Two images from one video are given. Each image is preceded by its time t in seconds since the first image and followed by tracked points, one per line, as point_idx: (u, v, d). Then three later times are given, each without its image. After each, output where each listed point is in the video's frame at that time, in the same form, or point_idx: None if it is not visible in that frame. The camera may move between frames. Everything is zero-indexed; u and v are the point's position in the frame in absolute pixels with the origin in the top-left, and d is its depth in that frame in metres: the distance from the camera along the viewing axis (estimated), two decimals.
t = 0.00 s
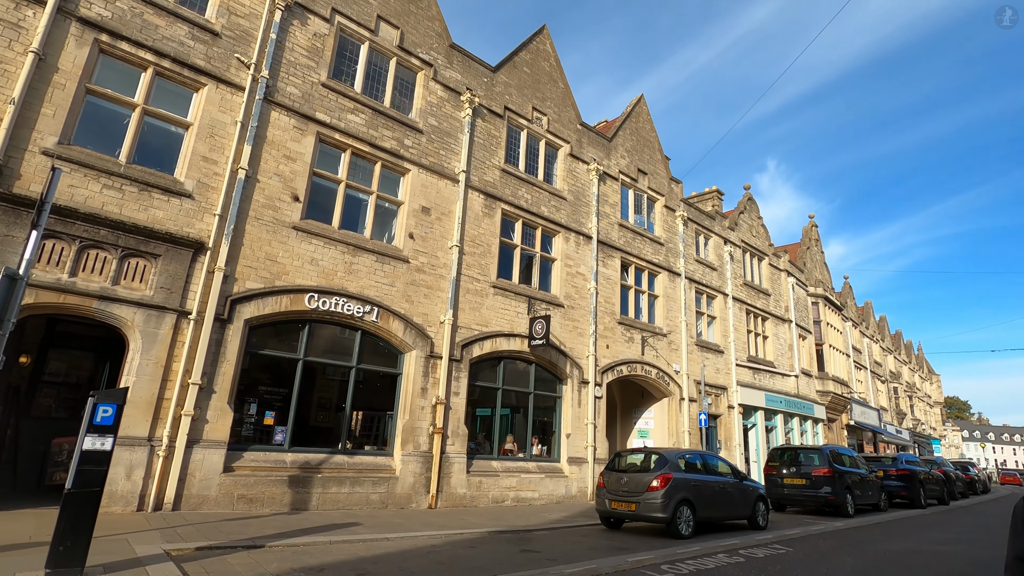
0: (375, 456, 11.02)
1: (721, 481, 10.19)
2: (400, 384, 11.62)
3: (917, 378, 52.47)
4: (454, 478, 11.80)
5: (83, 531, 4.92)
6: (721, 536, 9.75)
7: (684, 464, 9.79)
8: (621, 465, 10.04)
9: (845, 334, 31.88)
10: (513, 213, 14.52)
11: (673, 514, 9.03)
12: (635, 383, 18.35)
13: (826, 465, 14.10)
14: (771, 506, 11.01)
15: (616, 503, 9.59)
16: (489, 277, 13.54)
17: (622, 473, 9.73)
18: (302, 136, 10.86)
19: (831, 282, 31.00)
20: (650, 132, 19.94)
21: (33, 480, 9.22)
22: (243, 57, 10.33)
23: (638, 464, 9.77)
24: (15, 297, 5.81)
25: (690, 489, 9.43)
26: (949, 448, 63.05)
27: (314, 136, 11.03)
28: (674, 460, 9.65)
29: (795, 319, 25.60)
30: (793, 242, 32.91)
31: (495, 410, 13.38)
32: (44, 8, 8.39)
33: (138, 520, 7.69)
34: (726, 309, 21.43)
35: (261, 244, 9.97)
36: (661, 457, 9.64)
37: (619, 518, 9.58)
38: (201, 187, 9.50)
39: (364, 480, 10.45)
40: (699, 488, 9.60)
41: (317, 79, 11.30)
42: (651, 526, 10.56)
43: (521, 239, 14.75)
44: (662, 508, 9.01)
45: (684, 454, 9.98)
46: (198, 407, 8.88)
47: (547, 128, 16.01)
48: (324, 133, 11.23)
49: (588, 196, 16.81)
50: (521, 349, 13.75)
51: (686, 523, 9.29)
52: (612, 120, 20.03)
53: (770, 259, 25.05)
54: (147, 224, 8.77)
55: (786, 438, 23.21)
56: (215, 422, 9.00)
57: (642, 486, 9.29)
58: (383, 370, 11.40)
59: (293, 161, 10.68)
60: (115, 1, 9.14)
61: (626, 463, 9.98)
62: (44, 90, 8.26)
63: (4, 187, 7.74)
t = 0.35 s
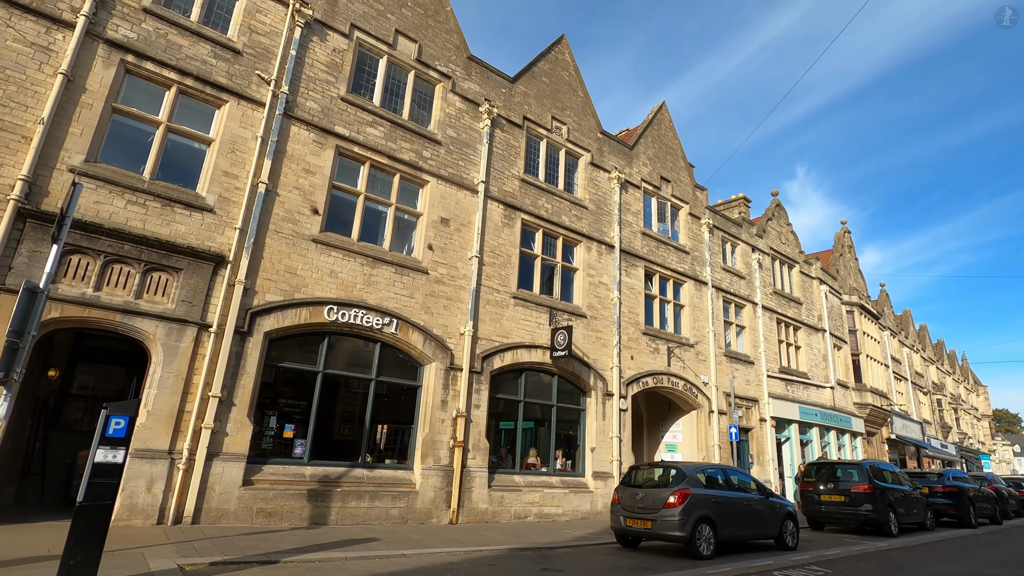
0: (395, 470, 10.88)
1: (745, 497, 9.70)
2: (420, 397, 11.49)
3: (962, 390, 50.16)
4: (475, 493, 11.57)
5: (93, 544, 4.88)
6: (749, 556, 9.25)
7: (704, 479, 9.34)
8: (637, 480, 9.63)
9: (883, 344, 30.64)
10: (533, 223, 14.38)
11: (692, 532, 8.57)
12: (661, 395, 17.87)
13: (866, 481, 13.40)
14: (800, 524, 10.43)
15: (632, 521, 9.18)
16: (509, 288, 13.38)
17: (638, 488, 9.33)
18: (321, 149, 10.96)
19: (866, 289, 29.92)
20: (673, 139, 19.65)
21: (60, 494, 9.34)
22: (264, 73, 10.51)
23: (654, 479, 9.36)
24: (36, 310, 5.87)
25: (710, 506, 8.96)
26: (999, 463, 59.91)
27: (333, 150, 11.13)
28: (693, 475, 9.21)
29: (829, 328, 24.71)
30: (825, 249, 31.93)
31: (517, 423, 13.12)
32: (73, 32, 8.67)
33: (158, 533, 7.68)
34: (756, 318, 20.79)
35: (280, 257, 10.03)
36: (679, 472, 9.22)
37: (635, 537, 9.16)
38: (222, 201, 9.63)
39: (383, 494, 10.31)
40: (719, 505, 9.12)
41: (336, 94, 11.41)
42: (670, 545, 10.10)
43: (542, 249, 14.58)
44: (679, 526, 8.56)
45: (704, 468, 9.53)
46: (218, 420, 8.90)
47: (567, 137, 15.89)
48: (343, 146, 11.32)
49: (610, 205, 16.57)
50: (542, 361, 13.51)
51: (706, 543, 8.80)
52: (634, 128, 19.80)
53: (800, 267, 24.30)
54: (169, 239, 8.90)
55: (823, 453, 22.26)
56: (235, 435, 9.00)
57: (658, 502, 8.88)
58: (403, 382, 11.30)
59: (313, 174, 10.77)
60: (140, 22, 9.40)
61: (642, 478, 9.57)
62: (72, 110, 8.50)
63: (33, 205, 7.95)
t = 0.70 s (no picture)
0: (402, 485, 10.67)
1: (754, 513, 9.30)
2: (428, 409, 11.30)
3: (989, 400, 48.70)
4: (484, 508, 11.30)
5: (82, 564, 4.74)
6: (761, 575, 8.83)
7: (710, 493, 8.98)
8: (640, 494, 9.29)
9: (905, 353, 29.84)
10: (542, 232, 14.21)
11: (697, 550, 8.19)
12: (676, 406, 17.47)
13: (892, 496, 12.85)
14: (814, 541, 10.01)
15: (634, 537, 8.81)
16: (518, 298, 13.20)
17: (640, 503, 8.98)
18: (327, 161, 10.93)
19: (885, 296, 29.23)
20: (683, 147, 19.43)
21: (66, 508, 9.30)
22: (270, 86, 10.54)
23: (658, 493, 9.01)
24: (34, 323, 5.81)
25: (717, 522, 8.58)
26: None
27: (339, 161, 11.10)
28: (699, 489, 8.86)
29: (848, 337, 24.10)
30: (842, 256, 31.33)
31: (527, 436, 12.83)
32: (81, 48, 8.75)
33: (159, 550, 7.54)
34: (772, 327, 20.33)
35: (285, 269, 9.96)
36: (684, 485, 8.87)
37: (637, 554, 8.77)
38: (227, 214, 9.61)
39: (390, 509, 10.09)
40: (727, 521, 8.74)
41: (342, 105, 11.41)
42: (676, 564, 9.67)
43: (551, 258, 14.39)
44: (683, 543, 8.19)
45: (711, 482, 9.18)
46: (222, 434, 8.78)
47: (575, 145, 15.75)
48: (349, 157, 11.29)
49: (620, 213, 16.35)
50: (553, 372, 13.26)
51: (713, 561, 8.40)
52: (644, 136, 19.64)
53: (817, 274, 23.80)
54: (174, 252, 8.87)
55: (845, 465, 21.59)
56: (239, 449, 8.87)
57: (661, 518, 8.52)
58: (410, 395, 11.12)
59: (318, 185, 10.73)
60: (147, 38, 9.48)
61: (646, 493, 9.22)
62: (79, 125, 8.55)
63: (39, 219, 7.96)
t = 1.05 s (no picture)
0: (401, 494, 10.50)
1: (750, 522, 9.04)
2: (427, 417, 11.14)
3: (1003, 406, 47.86)
4: (485, 518, 11.10)
5: None
6: None
7: (704, 502, 8.76)
8: (631, 503, 9.07)
9: (915, 358, 29.38)
10: (543, 237, 14.09)
11: (690, 561, 7.93)
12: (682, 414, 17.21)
13: (903, 504, 12.55)
14: (814, 552, 9.75)
15: (624, 549, 8.55)
16: (519, 304, 13.05)
17: (631, 513, 8.76)
18: (325, 166, 10.88)
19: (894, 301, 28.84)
20: (686, 151, 19.31)
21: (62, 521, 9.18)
22: (268, 92, 10.52)
23: (650, 502, 8.78)
24: (21, 329, 5.74)
25: (710, 532, 8.34)
26: None
27: (337, 167, 11.04)
28: (692, 497, 8.64)
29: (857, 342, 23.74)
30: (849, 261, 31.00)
31: (529, 444, 12.63)
32: (78, 55, 8.76)
33: (150, 561, 7.40)
34: (779, 332, 20.06)
35: (283, 275, 9.87)
36: (676, 493, 8.65)
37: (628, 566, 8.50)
38: (224, 220, 9.55)
39: (389, 519, 9.91)
40: (721, 531, 8.49)
41: (340, 111, 11.38)
42: None
43: (552, 264, 14.26)
44: (674, 554, 7.94)
45: (706, 490, 8.96)
46: (217, 442, 8.66)
47: (576, 150, 15.66)
48: (347, 163, 11.23)
49: (623, 218, 16.21)
50: (555, 379, 13.08)
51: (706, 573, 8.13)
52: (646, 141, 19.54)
53: (824, 279, 23.51)
54: (170, 258, 8.81)
55: (856, 473, 21.17)
56: (234, 458, 8.74)
57: (652, 528, 8.28)
58: (409, 402, 10.97)
59: (316, 192, 10.67)
60: (145, 45, 9.49)
61: (637, 502, 9.00)
62: (75, 132, 8.54)
63: (34, 226, 7.92)
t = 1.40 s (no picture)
0: (399, 504, 10.33)
1: (741, 532, 8.81)
2: (425, 426, 10.99)
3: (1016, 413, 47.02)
4: (484, 528, 10.91)
5: None
6: None
7: (693, 512, 8.54)
8: (618, 514, 8.87)
9: (925, 364, 28.93)
10: (543, 243, 13.98)
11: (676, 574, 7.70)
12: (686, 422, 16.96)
13: (914, 513, 12.24)
14: (809, 563, 9.50)
15: (610, 561, 8.34)
16: (519, 311, 12.92)
17: (617, 524, 8.56)
18: (321, 174, 10.84)
19: (902, 307, 28.47)
20: (688, 157, 19.20)
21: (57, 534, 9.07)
22: (264, 100, 10.51)
23: (637, 512, 8.58)
24: (6, 338, 5.66)
25: (698, 543, 8.11)
26: None
27: (334, 174, 11.00)
28: (680, 507, 8.42)
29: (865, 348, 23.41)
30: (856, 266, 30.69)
31: (529, 453, 12.44)
32: (73, 65, 8.79)
33: (139, 573, 7.27)
34: (784, 339, 19.79)
35: (278, 283, 9.81)
36: (664, 503, 8.44)
37: None
38: (219, 228, 9.51)
39: (385, 530, 9.75)
40: (710, 542, 8.26)
41: (337, 118, 11.36)
42: None
43: (552, 270, 14.14)
44: (660, 566, 7.72)
45: (695, 500, 8.75)
46: (210, 452, 8.55)
47: (576, 156, 15.58)
48: (344, 170, 11.19)
49: (623, 224, 16.08)
50: (555, 386, 12.91)
51: None
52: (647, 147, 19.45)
53: (830, 285, 23.24)
54: (164, 266, 8.76)
55: (866, 482, 20.77)
56: (227, 468, 8.63)
57: (638, 540, 8.07)
58: (406, 411, 10.83)
59: (312, 199, 10.62)
60: (141, 54, 9.52)
61: (624, 512, 8.79)
62: (69, 140, 8.54)
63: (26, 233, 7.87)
